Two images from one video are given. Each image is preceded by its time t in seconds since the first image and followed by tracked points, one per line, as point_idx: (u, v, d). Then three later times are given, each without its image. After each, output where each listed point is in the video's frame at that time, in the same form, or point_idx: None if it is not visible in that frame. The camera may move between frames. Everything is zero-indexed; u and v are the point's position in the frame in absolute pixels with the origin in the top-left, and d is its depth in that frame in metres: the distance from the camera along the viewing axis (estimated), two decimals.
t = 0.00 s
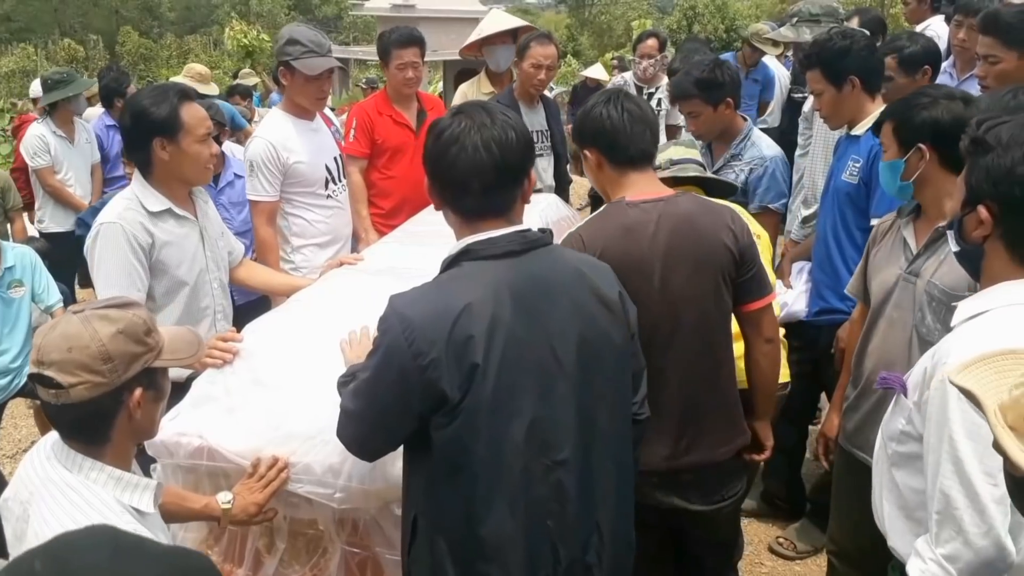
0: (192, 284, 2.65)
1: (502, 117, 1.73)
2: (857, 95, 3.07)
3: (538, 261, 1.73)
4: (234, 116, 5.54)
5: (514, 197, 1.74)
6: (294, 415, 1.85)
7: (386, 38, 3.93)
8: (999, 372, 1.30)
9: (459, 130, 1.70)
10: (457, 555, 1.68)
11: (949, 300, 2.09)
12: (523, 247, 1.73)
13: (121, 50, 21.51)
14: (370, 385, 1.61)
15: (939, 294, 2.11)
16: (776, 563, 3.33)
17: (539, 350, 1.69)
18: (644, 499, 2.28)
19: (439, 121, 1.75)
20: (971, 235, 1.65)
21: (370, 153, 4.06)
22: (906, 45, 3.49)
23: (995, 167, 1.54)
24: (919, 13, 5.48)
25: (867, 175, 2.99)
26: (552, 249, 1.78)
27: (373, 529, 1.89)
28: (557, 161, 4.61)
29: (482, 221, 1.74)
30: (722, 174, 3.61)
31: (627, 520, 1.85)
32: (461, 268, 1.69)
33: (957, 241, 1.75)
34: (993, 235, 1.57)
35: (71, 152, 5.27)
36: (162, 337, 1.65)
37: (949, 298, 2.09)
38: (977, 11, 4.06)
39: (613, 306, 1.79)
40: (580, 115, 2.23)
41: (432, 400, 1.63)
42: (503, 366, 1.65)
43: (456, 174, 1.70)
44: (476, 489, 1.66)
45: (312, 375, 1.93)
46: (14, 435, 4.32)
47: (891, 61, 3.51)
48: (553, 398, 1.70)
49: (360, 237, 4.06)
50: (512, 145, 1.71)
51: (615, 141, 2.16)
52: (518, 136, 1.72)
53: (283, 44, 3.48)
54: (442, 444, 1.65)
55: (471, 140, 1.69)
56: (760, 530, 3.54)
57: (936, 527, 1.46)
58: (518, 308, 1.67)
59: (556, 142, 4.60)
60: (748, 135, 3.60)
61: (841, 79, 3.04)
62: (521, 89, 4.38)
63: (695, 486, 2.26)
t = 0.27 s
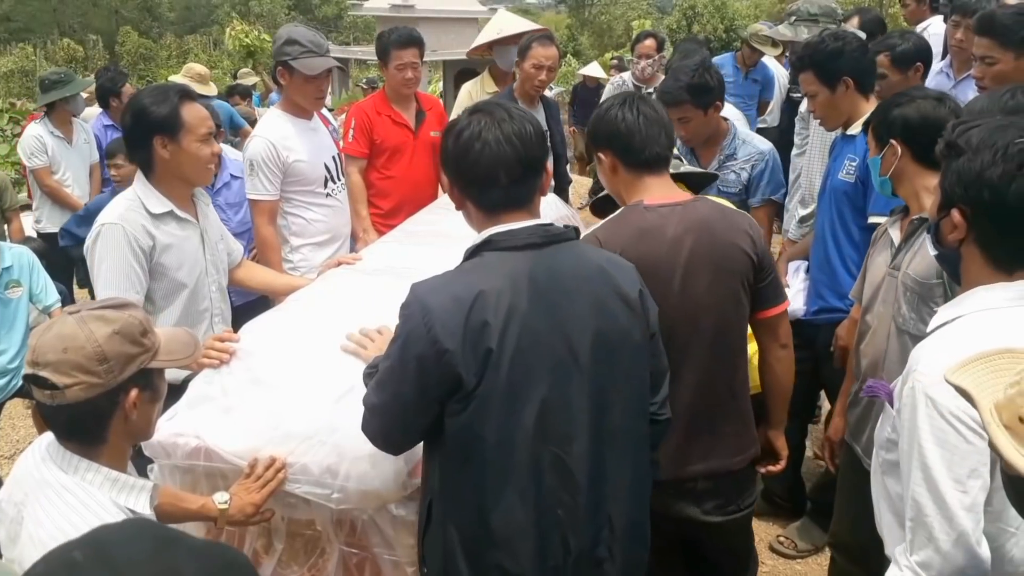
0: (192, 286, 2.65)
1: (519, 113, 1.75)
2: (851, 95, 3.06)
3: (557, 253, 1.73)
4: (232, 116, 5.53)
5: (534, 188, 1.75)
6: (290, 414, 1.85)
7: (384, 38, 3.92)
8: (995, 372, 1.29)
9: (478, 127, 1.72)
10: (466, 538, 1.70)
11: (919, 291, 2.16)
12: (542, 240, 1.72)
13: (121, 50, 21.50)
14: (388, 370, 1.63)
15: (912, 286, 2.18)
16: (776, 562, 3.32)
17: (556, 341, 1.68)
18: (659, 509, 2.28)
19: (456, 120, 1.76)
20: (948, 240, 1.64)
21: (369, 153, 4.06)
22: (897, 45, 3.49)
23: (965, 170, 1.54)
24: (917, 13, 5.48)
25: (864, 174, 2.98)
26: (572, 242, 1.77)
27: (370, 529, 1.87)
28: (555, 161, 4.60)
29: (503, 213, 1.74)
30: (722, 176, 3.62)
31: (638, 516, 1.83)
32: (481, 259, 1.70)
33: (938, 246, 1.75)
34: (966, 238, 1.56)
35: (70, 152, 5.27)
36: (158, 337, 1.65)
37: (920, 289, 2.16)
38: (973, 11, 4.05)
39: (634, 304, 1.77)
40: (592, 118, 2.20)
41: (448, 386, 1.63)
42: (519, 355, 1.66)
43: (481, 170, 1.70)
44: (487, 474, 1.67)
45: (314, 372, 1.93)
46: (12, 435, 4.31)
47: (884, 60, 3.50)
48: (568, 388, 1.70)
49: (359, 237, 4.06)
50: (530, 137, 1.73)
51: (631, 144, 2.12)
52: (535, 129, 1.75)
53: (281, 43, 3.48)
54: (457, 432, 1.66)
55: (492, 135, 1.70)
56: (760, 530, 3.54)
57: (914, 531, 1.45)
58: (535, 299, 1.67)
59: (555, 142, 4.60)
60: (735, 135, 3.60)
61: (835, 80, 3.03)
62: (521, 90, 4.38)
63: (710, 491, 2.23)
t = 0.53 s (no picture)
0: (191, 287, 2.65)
1: (526, 112, 1.76)
2: (841, 95, 3.07)
3: (567, 246, 1.75)
4: (230, 116, 5.55)
5: (543, 185, 1.76)
6: (287, 413, 1.86)
7: (383, 38, 3.92)
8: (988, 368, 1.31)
9: (484, 126, 1.73)
10: (482, 532, 1.70)
11: (910, 284, 2.23)
12: (551, 234, 1.74)
13: (121, 50, 21.52)
14: (400, 361, 1.64)
15: (904, 281, 2.25)
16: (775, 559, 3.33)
17: (567, 333, 1.69)
18: (694, 525, 2.22)
19: (464, 120, 1.79)
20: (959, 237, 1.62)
21: (368, 152, 4.06)
22: (887, 47, 3.49)
23: (975, 166, 1.56)
24: (916, 13, 5.46)
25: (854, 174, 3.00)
26: (582, 237, 1.79)
27: (368, 528, 1.87)
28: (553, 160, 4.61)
29: (513, 208, 1.75)
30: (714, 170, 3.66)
31: (653, 513, 1.81)
32: (493, 252, 1.72)
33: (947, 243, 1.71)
34: (980, 235, 1.56)
35: (68, 152, 5.28)
36: (153, 338, 1.66)
37: (910, 282, 2.23)
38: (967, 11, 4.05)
39: (644, 298, 1.78)
40: (654, 121, 2.21)
41: (462, 375, 1.64)
42: (531, 345, 1.66)
43: (486, 169, 1.72)
44: (498, 468, 1.68)
45: (314, 369, 1.94)
46: (12, 436, 4.32)
47: (875, 64, 3.51)
48: (579, 378, 1.70)
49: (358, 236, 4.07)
50: (536, 135, 1.73)
51: (700, 147, 2.15)
52: (540, 127, 1.75)
53: (281, 41, 3.49)
54: (469, 421, 1.67)
55: (497, 134, 1.72)
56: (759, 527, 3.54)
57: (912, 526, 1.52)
58: (546, 290, 1.69)
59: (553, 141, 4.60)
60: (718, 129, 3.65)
61: (825, 82, 3.04)
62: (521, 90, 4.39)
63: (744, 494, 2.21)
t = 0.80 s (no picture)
0: (190, 287, 2.66)
1: (543, 109, 1.76)
2: (829, 95, 3.09)
3: (579, 244, 1.76)
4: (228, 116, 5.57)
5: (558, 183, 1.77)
6: (285, 413, 1.87)
7: (383, 36, 3.92)
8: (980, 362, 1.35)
9: (502, 122, 1.73)
10: (491, 528, 1.72)
11: (938, 293, 2.22)
12: (563, 233, 1.75)
13: (120, 49, 21.54)
14: (412, 358, 1.64)
15: (931, 289, 2.24)
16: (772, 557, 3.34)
17: (578, 331, 1.70)
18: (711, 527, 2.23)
19: (481, 114, 1.78)
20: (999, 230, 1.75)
21: (367, 151, 4.07)
22: (890, 44, 3.48)
23: None
24: (914, 12, 5.46)
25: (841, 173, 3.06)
26: (594, 235, 1.80)
27: (364, 527, 1.88)
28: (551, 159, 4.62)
29: (530, 205, 1.76)
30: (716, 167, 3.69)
31: (656, 511, 1.83)
32: (506, 250, 1.72)
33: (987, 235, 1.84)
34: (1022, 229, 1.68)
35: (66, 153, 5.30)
36: (149, 338, 1.67)
37: (938, 292, 2.22)
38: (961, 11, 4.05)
39: (654, 297, 1.79)
40: (685, 120, 2.18)
41: (474, 372, 1.64)
42: (543, 343, 1.68)
43: (503, 165, 1.72)
44: (507, 466, 1.69)
45: (315, 369, 1.95)
46: (11, 436, 4.34)
47: (877, 60, 3.51)
48: (589, 376, 1.71)
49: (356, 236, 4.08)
50: (554, 132, 1.74)
51: (741, 145, 2.13)
52: (557, 124, 1.75)
53: (282, 39, 3.52)
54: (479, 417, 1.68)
55: (515, 130, 1.72)
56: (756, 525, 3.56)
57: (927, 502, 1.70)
58: (558, 288, 1.70)
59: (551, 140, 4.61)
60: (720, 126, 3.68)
61: (813, 82, 3.05)
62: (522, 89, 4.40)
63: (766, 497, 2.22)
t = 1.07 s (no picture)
0: (188, 286, 2.67)
1: (562, 107, 1.78)
2: (835, 92, 3.09)
3: (589, 245, 1.76)
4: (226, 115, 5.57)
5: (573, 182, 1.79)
6: (285, 413, 1.88)
7: (383, 35, 3.91)
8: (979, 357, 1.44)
9: (520, 118, 1.75)
10: (494, 526, 1.73)
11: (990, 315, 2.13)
12: (573, 233, 1.76)
13: (119, 49, 21.54)
14: (419, 354, 1.65)
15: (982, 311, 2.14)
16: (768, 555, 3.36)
17: (583, 331, 1.71)
18: (705, 530, 2.24)
19: (500, 110, 1.80)
20: None
21: (366, 150, 4.08)
22: (888, 40, 3.47)
23: None
24: (912, 9, 5.48)
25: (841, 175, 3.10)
26: (603, 236, 1.80)
27: (363, 525, 1.88)
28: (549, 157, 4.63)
29: (542, 204, 1.77)
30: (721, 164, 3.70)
31: (656, 511, 1.85)
32: (516, 249, 1.73)
33: None
34: None
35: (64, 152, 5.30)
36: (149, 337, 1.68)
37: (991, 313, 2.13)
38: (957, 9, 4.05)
39: (662, 299, 1.80)
40: (672, 120, 2.18)
41: (480, 369, 1.65)
42: (549, 343, 1.68)
43: (521, 160, 1.73)
44: (512, 465, 1.70)
45: (316, 368, 1.96)
46: (11, 436, 4.35)
47: (874, 57, 3.51)
48: (594, 375, 1.72)
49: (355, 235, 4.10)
50: (572, 130, 1.76)
51: (732, 143, 2.14)
52: (575, 122, 1.77)
53: (285, 36, 3.52)
54: (483, 416, 1.68)
55: (533, 126, 1.73)
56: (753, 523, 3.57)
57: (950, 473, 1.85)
58: (566, 288, 1.70)
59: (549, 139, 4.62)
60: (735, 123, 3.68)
61: (821, 78, 3.05)
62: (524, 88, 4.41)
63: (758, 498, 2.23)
